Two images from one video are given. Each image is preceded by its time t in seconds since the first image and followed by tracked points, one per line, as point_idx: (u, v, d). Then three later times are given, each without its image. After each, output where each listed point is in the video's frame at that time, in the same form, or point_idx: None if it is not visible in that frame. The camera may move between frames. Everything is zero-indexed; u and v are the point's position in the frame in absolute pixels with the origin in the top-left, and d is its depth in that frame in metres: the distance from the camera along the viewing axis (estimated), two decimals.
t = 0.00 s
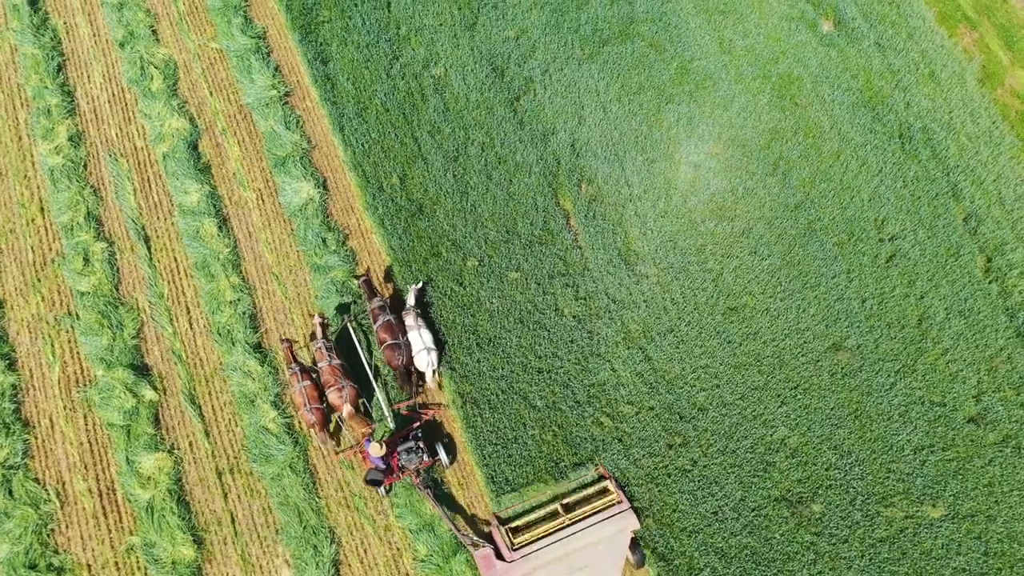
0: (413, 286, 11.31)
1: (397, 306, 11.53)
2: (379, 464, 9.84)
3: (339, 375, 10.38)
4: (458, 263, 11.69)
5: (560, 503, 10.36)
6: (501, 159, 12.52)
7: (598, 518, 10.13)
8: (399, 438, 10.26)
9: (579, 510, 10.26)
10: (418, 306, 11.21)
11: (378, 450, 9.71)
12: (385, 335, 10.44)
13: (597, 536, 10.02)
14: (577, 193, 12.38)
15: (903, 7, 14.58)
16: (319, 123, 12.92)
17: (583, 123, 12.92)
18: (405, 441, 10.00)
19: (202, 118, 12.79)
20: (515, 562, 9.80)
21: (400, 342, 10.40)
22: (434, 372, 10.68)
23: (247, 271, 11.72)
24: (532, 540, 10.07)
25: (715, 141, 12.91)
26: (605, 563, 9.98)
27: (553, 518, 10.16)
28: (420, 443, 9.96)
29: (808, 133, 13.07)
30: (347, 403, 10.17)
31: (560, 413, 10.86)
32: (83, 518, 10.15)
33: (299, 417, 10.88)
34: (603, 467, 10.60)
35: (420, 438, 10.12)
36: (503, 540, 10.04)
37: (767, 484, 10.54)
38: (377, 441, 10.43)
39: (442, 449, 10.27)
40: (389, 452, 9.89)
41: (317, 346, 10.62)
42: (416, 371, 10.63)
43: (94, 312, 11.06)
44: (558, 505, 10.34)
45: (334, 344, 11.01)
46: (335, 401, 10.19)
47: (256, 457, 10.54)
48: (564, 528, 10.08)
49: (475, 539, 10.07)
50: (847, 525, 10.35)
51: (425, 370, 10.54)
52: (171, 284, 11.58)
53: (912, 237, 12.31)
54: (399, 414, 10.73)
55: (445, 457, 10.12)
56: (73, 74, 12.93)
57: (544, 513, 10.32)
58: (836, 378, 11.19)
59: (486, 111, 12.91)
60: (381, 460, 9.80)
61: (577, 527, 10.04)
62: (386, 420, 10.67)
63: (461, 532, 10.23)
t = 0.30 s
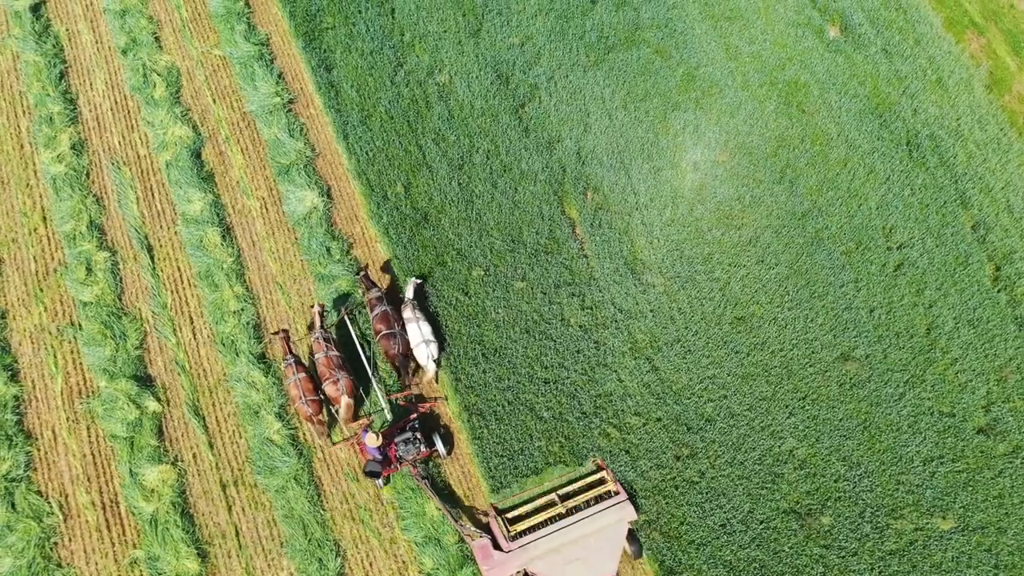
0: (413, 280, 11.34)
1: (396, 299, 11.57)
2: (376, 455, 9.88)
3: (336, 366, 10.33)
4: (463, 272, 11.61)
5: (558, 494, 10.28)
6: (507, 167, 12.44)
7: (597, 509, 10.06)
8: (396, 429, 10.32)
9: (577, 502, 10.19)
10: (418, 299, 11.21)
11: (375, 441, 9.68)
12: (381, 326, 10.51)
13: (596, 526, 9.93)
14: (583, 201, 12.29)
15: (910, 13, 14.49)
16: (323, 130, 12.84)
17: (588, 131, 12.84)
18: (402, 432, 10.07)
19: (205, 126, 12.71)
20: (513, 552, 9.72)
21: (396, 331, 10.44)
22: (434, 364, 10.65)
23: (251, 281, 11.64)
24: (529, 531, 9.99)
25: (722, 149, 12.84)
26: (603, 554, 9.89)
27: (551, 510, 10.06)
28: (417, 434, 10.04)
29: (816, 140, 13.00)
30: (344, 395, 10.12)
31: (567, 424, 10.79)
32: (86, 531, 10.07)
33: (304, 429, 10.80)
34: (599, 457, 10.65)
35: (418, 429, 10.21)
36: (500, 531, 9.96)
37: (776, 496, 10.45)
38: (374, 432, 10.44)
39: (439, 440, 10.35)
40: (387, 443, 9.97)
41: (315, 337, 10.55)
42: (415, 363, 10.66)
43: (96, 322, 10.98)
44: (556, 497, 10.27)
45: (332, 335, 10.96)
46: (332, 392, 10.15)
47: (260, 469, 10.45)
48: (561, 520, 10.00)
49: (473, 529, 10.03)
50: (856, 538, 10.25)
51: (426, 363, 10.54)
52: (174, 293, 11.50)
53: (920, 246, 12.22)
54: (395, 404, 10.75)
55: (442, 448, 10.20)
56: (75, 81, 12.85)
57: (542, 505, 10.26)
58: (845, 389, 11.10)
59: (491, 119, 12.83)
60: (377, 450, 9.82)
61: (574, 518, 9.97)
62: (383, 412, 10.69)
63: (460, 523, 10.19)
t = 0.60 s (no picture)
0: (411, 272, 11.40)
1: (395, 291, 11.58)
2: (373, 445, 9.98)
3: (335, 355, 10.41)
4: (468, 281, 11.54)
5: (553, 486, 10.34)
6: (512, 175, 12.37)
7: (592, 500, 10.11)
8: (393, 420, 10.42)
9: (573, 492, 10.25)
10: (416, 291, 11.30)
11: (373, 431, 9.74)
12: (380, 318, 10.64)
13: (592, 516, 9.94)
14: (588, 209, 12.22)
15: (916, 19, 14.42)
16: (326, 138, 12.77)
17: (593, 138, 12.77)
18: (400, 423, 10.16)
19: (208, 133, 12.64)
20: (509, 541, 9.72)
21: (394, 324, 10.56)
22: (435, 356, 10.77)
23: (255, 290, 11.58)
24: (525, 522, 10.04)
25: (728, 156, 12.77)
26: (600, 544, 9.84)
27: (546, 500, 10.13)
28: (415, 425, 10.11)
29: (822, 147, 12.94)
30: (342, 383, 10.17)
31: (572, 434, 10.74)
32: (89, 544, 10.01)
33: (308, 439, 10.74)
34: (596, 449, 10.68)
35: (415, 420, 10.29)
36: (497, 522, 10.00)
37: (784, 508, 10.39)
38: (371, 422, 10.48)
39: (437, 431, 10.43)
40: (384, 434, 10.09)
41: (314, 327, 10.64)
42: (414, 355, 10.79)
43: (99, 332, 10.91)
44: (551, 488, 10.33)
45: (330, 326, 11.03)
46: (330, 380, 10.20)
47: (265, 480, 10.38)
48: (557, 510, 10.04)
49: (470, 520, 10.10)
50: (864, 550, 10.19)
51: (426, 355, 10.67)
52: (178, 303, 11.43)
53: (927, 254, 12.15)
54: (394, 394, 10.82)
55: (439, 439, 10.30)
56: (78, 88, 12.78)
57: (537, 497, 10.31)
58: (852, 399, 11.03)
59: (496, 126, 12.76)
60: (374, 440, 9.90)
61: (570, 508, 10.01)
62: (380, 403, 10.71)
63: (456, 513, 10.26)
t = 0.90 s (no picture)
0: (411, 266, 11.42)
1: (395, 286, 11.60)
2: (370, 435, 9.93)
3: (333, 347, 10.46)
4: (474, 291, 11.48)
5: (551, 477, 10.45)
6: (517, 183, 12.32)
7: (589, 491, 10.22)
8: (391, 412, 10.42)
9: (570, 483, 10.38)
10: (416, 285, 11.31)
11: (371, 421, 9.69)
12: (379, 308, 10.64)
13: (589, 507, 10.10)
14: (594, 217, 12.16)
15: (922, 25, 14.35)
16: (330, 146, 12.71)
17: (599, 147, 12.72)
18: (397, 415, 10.16)
19: (211, 141, 12.58)
20: (505, 533, 9.91)
21: (394, 314, 10.57)
22: (431, 350, 10.72)
23: (259, 300, 11.51)
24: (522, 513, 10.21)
25: (734, 164, 12.72)
26: (595, 535, 10.05)
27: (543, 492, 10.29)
28: (412, 417, 10.13)
29: (828, 155, 12.89)
30: (340, 374, 10.31)
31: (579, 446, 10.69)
32: (93, 556, 9.95)
33: (313, 450, 10.68)
34: (593, 441, 10.74)
35: (413, 412, 10.31)
36: (494, 512, 10.22)
37: (791, 520, 10.33)
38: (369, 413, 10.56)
39: (434, 422, 10.47)
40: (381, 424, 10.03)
41: (312, 318, 10.67)
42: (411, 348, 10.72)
43: (103, 343, 10.85)
44: (549, 480, 10.45)
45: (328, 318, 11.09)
46: (328, 372, 10.32)
47: (269, 492, 10.32)
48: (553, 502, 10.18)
49: (467, 510, 10.19)
50: (872, 562, 10.14)
51: (422, 348, 10.63)
52: (181, 312, 11.37)
53: (934, 263, 12.09)
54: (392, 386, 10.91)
55: (437, 431, 10.35)
56: (80, 96, 12.72)
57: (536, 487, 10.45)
58: (860, 410, 10.98)
59: (501, 134, 12.70)
60: (372, 431, 9.91)
61: (567, 499, 10.15)
62: (377, 394, 10.79)
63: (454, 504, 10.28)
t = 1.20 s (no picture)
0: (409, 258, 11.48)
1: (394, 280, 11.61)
2: (368, 426, 9.88)
3: (329, 338, 10.55)
4: (479, 301, 11.43)
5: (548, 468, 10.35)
6: (523, 192, 12.27)
7: (587, 482, 10.12)
8: (388, 403, 10.44)
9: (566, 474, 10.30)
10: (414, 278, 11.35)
11: (368, 412, 9.71)
12: (376, 301, 10.68)
13: (587, 497, 9.99)
14: (600, 227, 12.11)
15: (928, 33, 14.31)
16: (335, 154, 12.65)
17: (605, 155, 12.66)
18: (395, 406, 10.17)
19: (216, 150, 12.52)
20: (502, 523, 9.72)
21: (390, 307, 10.60)
22: (428, 343, 10.76)
23: (264, 309, 11.45)
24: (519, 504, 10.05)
25: (740, 173, 12.67)
26: (592, 526, 9.90)
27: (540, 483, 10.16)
28: (410, 408, 10.15)
29: (834, 164, 12.83)
30: (336, 365, 10.33)
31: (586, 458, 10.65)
32: (98, 569, 9.89)
33: (319, 462, 10.63)
34: (590, 433, 10.76)
35: (410, 403, 10.31)
36: (491, 503, 10.03)
37: (799, 532, 10.28)
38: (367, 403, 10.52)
39: (433, 414, 10.51)
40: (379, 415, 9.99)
41: (310, 310, 10.79)
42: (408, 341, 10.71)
43: (107, 353, 10.78)
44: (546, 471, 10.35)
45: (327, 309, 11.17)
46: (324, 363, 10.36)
47: (275, 505, 10.27)
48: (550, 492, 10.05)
49: (465, 502, 10.08)
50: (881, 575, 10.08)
51: (418, 341, 10.65)
52: (185, 322, 11.31)
53: (941, 273, 12.04)
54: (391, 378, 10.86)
55: (435, 422, 10.37)
56: (84, 104, 12.65)
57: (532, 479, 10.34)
58: (868, 421, 10.94)
59: (506, 142, 12.65)
60: (371, 422, 9.86)
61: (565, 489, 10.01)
62: (376, 386, 10.77)
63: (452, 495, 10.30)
